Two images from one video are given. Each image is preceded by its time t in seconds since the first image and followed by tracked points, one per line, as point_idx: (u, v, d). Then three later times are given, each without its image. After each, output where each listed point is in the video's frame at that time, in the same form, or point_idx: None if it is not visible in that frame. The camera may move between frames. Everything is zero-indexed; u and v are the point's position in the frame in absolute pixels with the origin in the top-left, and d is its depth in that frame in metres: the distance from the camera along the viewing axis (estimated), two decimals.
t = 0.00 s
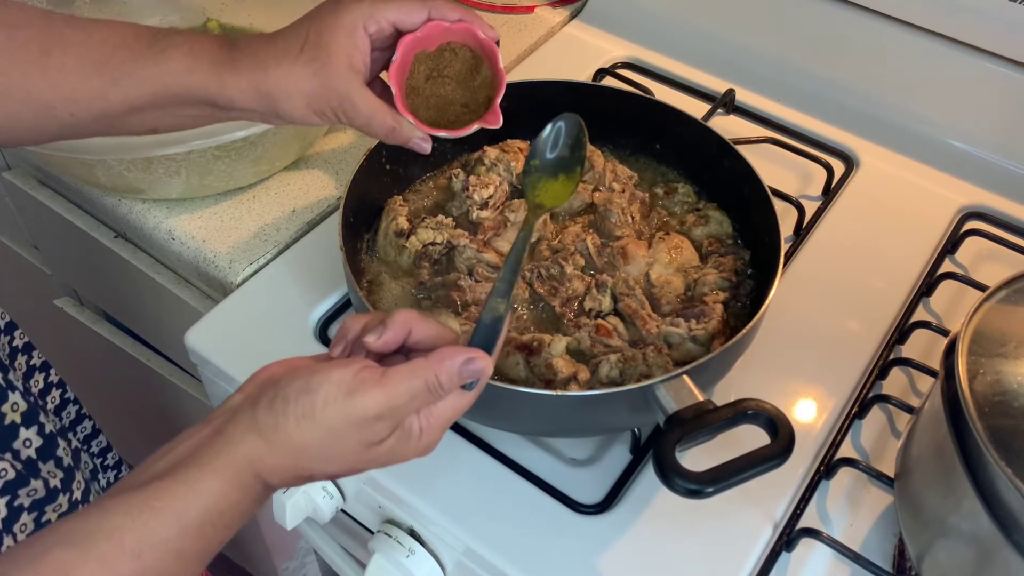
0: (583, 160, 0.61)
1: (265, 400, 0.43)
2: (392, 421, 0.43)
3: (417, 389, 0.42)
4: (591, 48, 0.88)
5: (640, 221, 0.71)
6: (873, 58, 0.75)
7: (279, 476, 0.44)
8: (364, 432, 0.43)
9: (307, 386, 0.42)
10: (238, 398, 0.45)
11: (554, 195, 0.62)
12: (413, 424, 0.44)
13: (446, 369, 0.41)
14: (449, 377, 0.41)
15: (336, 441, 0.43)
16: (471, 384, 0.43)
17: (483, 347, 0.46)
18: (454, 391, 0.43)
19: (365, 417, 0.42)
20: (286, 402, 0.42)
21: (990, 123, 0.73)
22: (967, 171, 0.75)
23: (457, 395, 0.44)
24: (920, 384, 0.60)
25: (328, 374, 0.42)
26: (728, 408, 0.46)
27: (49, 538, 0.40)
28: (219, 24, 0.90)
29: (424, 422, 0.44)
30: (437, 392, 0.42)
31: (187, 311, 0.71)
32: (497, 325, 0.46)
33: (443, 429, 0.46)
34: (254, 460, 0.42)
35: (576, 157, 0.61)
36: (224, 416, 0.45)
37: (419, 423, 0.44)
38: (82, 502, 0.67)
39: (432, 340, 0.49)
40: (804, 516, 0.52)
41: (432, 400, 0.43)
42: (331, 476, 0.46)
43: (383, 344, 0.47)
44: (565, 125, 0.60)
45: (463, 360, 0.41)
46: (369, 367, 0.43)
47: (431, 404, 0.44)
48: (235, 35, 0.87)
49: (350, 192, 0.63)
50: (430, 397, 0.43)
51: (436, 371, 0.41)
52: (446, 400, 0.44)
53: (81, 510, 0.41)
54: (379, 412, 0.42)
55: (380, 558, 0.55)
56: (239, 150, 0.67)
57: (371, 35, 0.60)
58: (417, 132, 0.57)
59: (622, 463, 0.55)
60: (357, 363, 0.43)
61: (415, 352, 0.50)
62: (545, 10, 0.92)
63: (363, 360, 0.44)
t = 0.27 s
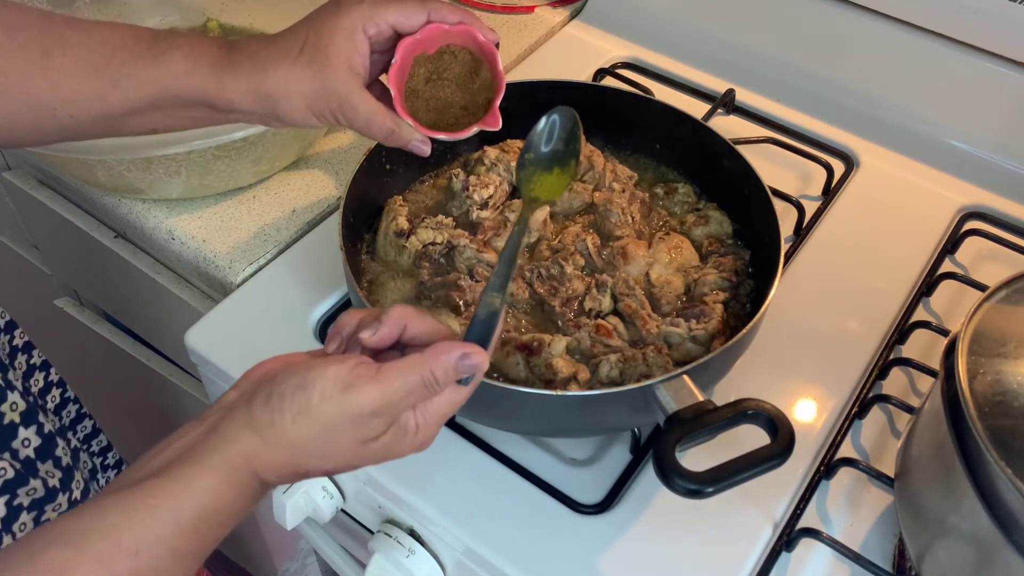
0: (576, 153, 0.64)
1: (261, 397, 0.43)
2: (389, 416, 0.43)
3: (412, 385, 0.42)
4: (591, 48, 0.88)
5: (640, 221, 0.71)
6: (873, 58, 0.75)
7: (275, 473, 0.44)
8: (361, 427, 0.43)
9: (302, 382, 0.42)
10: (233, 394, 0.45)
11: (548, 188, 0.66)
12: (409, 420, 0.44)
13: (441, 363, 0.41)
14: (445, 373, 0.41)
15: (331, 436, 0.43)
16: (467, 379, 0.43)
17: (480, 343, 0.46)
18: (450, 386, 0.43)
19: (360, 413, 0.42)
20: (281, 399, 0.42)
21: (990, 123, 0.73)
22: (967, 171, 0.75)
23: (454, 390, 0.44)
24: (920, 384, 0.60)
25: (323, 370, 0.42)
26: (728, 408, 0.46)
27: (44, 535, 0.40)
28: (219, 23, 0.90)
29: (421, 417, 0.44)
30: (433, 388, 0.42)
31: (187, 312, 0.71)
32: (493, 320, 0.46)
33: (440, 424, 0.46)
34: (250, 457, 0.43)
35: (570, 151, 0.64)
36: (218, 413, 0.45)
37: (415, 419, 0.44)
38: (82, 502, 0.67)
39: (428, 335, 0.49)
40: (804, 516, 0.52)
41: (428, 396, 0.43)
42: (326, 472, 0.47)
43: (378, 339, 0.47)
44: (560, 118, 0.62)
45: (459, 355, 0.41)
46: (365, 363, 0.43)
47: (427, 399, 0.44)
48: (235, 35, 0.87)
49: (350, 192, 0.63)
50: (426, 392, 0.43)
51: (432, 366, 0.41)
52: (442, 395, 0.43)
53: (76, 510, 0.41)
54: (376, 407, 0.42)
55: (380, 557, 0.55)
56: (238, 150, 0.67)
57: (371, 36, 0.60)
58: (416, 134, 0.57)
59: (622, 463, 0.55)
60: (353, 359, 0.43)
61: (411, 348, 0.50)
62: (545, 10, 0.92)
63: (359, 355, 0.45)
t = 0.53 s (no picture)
0: (564, 122, 0.63)
1: (246, 383, 0.43)
2: (378, 400, 0.43)
3: (402, 368, 0.42)
4: (591, 48, 0.88)
5: (640, 221, 0.71)
6: (873, 57, 0.75)
7: (265, 463, 0.44)
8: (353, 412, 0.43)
9: (288, 367, 0.42)
10: (220, 380, 0.46)
11: (536, 160, 0.63)
12: (399, 402, 0.45)
13: (430, 345, 0.41)
14: (434, 355, 0.41)
15: (318, 423, 0.43)
16: (456, 360, 0.43)
17: (469, 323, 0.46)
18: (440, 368, 0.43)
19: (348, 398, 0.42)
20: (267, 385, 0.42)
21: (990, 123, 0.73)
22: (967, 171, 0.75)
23: (444, 371, 0.44)
24: (920, 383, 0.60)
25: (310, 354, 0.42)
26: (728, 408, 0.46)
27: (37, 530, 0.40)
28: (219, 24, 0.90)
29: (409, 398, 0.45)
30: (422, 370, 0.42)
31: (186, 312, 0.71)
32: (483, 298, 0.46)
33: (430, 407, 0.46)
34: (237, 445, 0.42)
35: (557, 121, 0.63)
36: (205, 402, 0.45)
37: (406, 401, 0.45)
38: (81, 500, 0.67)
39: (415, 316, 0.49)
40: (804, 516, 0.52)
41: (417, 378, 0.43)
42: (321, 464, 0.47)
43: (364, 322, 0.47)
44: (545, 86, 0.61)
45: (448, 336, 0.41)
46: (351, 346, 0.43)
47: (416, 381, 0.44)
48: (235, 35, 0.87)
49: (350, 192, 0.63)
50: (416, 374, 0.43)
51: (420, 348, 0.41)
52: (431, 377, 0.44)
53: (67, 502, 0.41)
54: (365, 392, 0.42)
55: (380, 557, 0.55)
56: (239, 150, 0.67)
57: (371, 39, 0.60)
58: (413, 139, 0.58)
59: (622, 463, 0.55)
60: (339, 343, 0.43)
61: (399, 330, 0.50)
62: (545, 10, 0.92)
63: (346, 338, 0.45)
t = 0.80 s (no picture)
0: (559, 109, 0.62)
1: (241, 378, 0.43)
2: (375, 392, 0.43)
3: (398, 360, 0.42)
4: (591, 48, 0.88)
5: (640, 221, 0.70)
6: (873, 57, 0.75)
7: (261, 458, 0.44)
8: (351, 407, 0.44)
9: (284, 361, 0.42)
10: (215, 375, 0.46)
11: (531, 149, 0.62)
12: (396, 396, 0.45)
13: (426, 337, 0.41)
14: (430, 346, 0.41)
15: (314, 416, 0.43)
16: (453, 352, 0.43)
17: (465, 314, 0.46)
18: (437, 359, 0.43)
19: (345, 390, 0.42)
20: (263, 378, 0.42)
21: (990, 123, 0.73)
22: (967, 171, 0.75)
23: (442, 363, 0.44)
24: (920, 383, 0.60)
25: (305, 347, 0.42)
26: (728, 408, 0.46)
27: (35, 526, 0.40)
28: (219, 23, 0.90)
29: (406, 390, 0.45)
30: (419, 361, 0.42)
31: (186, 312, 0.71)
32: (479, 288, 0.46)
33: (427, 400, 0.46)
34: (231, 440, 0.42)
35: (552, 108, 0.61)
36: (201, 396, 0.45)
37: (403, 395, 0.45)
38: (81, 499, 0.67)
39: (413, 308, 0.49)
40: (804, 516, 0.52)
41: (414, 370, 0.43)
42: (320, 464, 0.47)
43: (361, 315, 0.47)
44: (539, 73, 0.60)
45: (445, 327, 0.41)
46: (347, 340, 0.43)
47: (413, 373, 0.44)
48: (235, 35, 0.87)
49: (350, 192, 0.63)
50: (413, 366, 0.43)
51: (417, 340, 0.41)
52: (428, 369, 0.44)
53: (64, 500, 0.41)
54: (361, 384, 0.42)
55: (380, 557, 0.55)
56: (239, 150, 0.67)
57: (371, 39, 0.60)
58: (414, 137, 0.57)
59: (622, 463, 0.55)
60: (334, 336, 0.43)
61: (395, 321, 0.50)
62: (545, 10, 0.92)
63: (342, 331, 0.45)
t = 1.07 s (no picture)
0: (582, 150, 0.61)
1: (264, 389, 0.43)
2: (395, 411, 0.44)
3: (420, 381, 0.42)
4: (591, 48, 0.88)
5: (640, 221, 0.71)
6: (874, 57, 0.75)
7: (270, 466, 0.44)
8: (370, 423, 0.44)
9: (308, 374, 0.42)
10: (231, 385, 0.45)
11: (553, 185, 0.62)
12: (415, 414, 0.45)
13: (447, 359, 0.42)
14: (451, 369, 0.42)
15: (335, 431, 0.43)
16: (472, 374, 0.43)
17: (485, 337, 0.46)
18: (456, 381, 0.43)
19: (367, 407, 0.42)
20: (286, 390, 0.42)
21: (990, 123, 0.73)
22: (967, 171, 0.75)
23: (460, 384, 0.44)
24: (920, 383, 0.60)
25: (330, 362, 0.42)
26: (728, 408, 0.46)
27: (44, 530, 0.40)
28: (219, 23, 0.90)
29: (426, 410, 0.45)
30: (440, 383, 0.43)
31: (186, 312, 0.71)
32: (499, 313, 0.46)
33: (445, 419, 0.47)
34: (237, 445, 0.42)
35: (576, 147, 0.61)
36: (221, 406, 0.45)
37: (422, 413, 0.45)
38: (84, 496, 0.67)
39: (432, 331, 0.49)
40: (804, 516, 0.52)
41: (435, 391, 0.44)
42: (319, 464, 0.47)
43: (381, 334, 0.47)
44: (566, 114, 0.59)
45: (465, 352, 0.42)
46: (370, 357, 0.43)
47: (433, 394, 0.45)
48: (235, 35, 0.87)
49: (350, 192, 0.63)
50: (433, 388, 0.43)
51: (438, 362, 0.42)
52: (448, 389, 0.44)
53: (77, 504, 0.41)
54: (383, 403, 0.42)
55: (380, 557, 0.55)
56: (238, 150, 0.67)
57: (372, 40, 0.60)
58: (415, 139, 0.58)
59: (622, 462, 0.55)
60: (358, 353, 0.43)
61: (414, 343, 0.50)
62: (545, 10, 0.92)
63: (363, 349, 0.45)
